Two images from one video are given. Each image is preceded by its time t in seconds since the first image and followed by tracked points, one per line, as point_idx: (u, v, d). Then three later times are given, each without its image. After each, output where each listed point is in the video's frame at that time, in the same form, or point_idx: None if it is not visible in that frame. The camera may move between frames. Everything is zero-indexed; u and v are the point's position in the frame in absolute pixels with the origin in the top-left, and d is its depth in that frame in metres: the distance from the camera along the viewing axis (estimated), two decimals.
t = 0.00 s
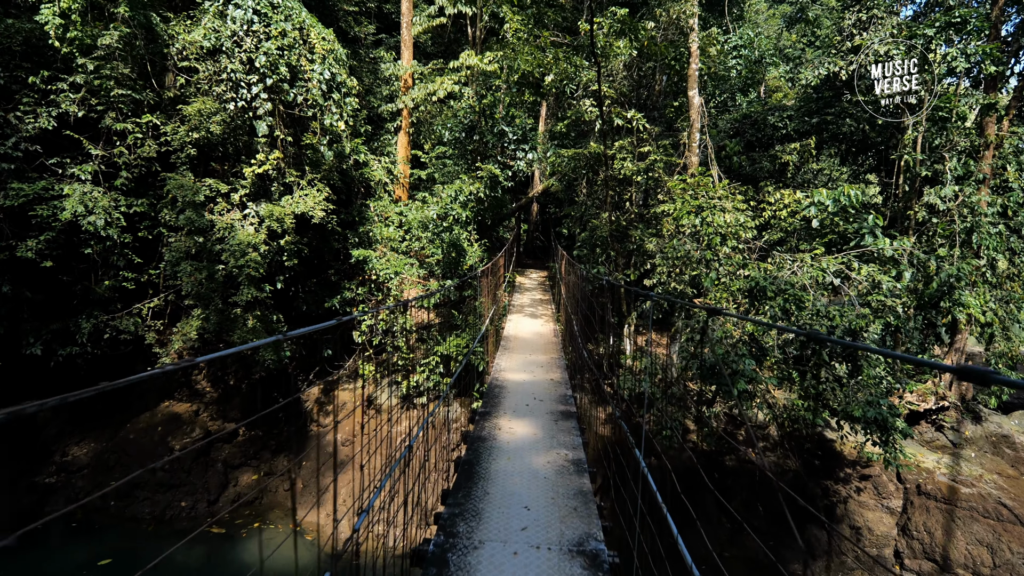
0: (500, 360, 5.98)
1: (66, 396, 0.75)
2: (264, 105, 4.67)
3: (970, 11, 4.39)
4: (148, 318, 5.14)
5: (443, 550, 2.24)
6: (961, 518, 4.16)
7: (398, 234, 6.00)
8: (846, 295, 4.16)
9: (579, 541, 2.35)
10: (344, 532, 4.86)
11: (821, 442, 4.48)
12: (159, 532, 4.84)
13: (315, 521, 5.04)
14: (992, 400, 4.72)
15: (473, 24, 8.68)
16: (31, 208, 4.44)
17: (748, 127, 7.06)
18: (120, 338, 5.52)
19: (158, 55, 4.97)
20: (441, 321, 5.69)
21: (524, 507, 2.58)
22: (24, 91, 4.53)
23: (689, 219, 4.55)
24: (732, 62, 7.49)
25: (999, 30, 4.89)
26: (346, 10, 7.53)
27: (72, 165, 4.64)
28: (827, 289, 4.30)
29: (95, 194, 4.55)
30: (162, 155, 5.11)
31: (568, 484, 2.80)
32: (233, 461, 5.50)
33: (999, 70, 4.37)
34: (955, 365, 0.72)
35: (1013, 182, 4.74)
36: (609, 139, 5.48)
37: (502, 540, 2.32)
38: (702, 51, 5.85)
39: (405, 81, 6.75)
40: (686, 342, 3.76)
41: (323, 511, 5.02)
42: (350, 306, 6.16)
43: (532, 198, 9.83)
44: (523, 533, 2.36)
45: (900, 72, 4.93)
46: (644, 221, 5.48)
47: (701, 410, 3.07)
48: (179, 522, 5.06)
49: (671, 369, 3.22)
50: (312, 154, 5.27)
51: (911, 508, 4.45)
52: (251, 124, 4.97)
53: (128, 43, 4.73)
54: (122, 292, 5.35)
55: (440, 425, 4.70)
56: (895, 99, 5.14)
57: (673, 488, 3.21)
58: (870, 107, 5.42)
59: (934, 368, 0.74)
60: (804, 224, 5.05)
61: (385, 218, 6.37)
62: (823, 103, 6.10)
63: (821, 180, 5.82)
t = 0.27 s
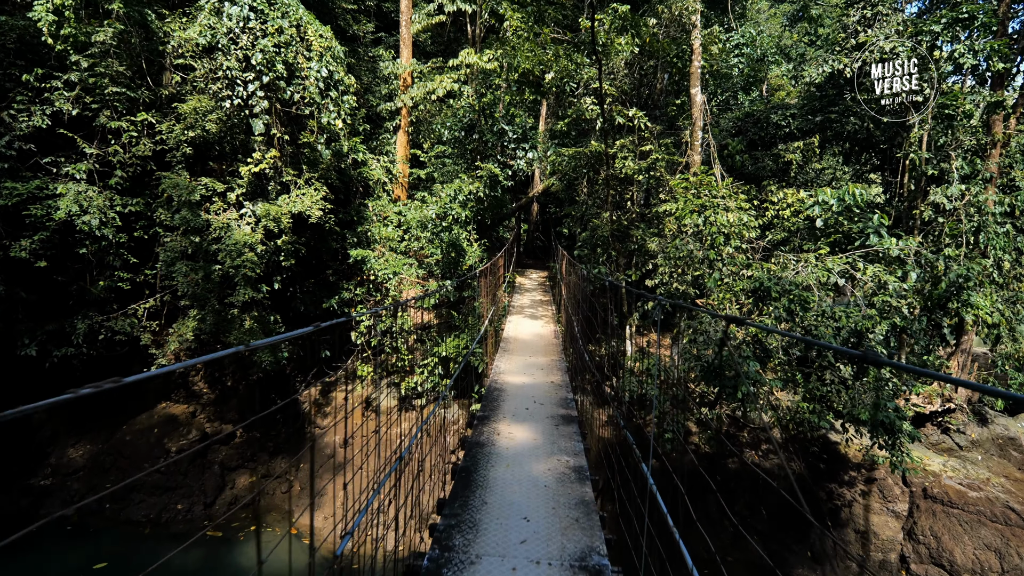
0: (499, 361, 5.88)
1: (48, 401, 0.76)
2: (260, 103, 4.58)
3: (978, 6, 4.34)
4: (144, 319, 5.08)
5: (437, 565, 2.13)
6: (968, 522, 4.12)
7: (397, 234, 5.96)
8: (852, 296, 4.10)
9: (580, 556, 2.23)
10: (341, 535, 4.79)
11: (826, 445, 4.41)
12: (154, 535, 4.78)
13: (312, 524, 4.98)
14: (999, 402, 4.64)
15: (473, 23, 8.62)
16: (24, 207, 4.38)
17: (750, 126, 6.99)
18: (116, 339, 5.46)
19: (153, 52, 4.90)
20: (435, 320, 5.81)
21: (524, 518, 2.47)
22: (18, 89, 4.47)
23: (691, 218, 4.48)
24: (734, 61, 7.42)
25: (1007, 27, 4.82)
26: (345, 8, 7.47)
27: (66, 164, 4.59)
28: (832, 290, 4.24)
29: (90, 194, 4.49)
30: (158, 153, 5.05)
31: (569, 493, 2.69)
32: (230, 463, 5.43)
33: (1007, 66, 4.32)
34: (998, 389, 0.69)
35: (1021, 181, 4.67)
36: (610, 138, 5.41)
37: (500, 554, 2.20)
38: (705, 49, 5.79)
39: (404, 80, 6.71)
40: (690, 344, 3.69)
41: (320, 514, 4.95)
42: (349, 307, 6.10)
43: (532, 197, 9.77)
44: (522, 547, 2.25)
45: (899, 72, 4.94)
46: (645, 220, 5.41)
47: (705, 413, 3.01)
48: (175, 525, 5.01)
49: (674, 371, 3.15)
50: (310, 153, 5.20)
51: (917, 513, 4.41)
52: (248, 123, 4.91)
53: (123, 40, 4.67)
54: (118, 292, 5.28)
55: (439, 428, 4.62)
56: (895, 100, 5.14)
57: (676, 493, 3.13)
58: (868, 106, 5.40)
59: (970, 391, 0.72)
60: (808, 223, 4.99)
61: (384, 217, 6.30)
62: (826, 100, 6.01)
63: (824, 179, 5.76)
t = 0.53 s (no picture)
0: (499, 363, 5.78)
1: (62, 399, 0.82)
2: (256, 100, 4.51)
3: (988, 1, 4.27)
4: (138, 319, 4.99)
5: None
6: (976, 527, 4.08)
7: (394, 234, 6.00)
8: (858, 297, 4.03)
9: (583, 574, 2.15)
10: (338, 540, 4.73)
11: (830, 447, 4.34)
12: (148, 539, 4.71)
13: (309, 528, 4.92)
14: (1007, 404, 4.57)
15: (472, 20, 8.56)
16: (16, 206, 4.31)
17: (753, 124, 6.93)
18: (110, 340, 5.38)
19: (148, 49, 4.83)
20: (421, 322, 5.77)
21: (523, 533, 2.38)
22: (9, 86, 4.39)
23: (694, 217, 4.41)
24: (736, 58, 7.36)
25: (1014, 22, 4.75)
26: (343, 5, 7.40)
27: (59, 162, 4.51)
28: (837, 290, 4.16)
29: (83, 192, 4.42)
30: (152, 152, 4.96)
31: (571, 506, 2.60)
32: (227, 466, 5.36)
33: (1015, 62, 4.32)
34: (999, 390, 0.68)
35: None
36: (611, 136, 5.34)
37: (499, 572, 2.11)
38: (707, 45, 5.72)
39: (404, 78, 6.66)
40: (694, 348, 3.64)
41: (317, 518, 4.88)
42: (347, 307, 6.03)
43: (532, 197, 9.69)
44: (522, 564, 2.16)
45: (900, 72, 4.87)
46: (647, 219, 5.34)
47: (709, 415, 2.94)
48: (169, 528, 4.94)
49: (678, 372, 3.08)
50: (307, 151, 5.13)
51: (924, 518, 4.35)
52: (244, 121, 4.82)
53: (116, 36, 4.59)
54: (113, 292, 5.21)
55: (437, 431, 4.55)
56: (894, 99, 5.09)
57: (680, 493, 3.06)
58: (868, 106, 5.32)
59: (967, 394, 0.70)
60: (812, 222, 4.92)
61: (382, 217, 6.23)
62: (830, 96, 5.83)
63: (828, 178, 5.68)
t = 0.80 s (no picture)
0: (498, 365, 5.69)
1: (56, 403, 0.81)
2: (251, 97, 4.43)
3: None
4: (133, 320, 4.91)
5: None
6: (985, 531, 3.91)
7: (393, 233, 5.80)
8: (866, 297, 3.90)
9: None
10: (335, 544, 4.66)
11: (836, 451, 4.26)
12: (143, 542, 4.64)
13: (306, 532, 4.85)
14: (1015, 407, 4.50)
15: (472, 18, 8.48)
16: (8, 205, 4.23)
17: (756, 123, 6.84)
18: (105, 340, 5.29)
19: (142, 46, 4.74)
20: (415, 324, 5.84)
21: (523, 548, 2.29)
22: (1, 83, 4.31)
23: (697, 216, 4.33)
24: (739, 56, 7.27)
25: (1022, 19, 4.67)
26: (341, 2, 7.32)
27: (51, 161, 4.42)
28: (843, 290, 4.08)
29: (76, 191, 4.34)
30: (146, 150, 4.88)
31: (573, 518, 2.51)
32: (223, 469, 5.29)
33: None
34: (1006, 386, 0.69)
35: None
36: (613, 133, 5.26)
37: None
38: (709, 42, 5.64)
39: (403, 75, 6.49)
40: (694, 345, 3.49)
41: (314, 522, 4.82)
42: (345, 308, 5.95)
43: (532, 196, 9.61)
44: None
45: (899, 72, 4.86)
46: (649, 218, 5.26)
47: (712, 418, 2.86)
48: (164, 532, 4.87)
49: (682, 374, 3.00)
50: (303, 149, 5.05)
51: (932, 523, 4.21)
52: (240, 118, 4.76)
53: (110, 33, 4.51)
54: (107, 293, 5.13)
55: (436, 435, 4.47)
56: (895, 99, 5.09)
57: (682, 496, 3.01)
58: (868, 105, 5.34)
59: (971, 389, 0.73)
60: (817, 222, 4.84)
61: (381, 216, 6.15)
62: (832, 94, 5.90)
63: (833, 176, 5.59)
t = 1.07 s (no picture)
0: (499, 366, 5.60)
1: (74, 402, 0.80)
2: (248, 95, 4.35)
3: None
4: (128, 321, 4.84)
5: None
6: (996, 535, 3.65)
7: (392, 233, 5.77)
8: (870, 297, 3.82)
9: None
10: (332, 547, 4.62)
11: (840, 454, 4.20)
12: (138, 546, 4.58)
13: (303, 535, 4.79)
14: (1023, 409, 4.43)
15: (472, 16, 8.40)
16: (0, 205, 4.15)
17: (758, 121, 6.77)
18: (101, 342, 5.22)
19: (136, 43, 4.67)
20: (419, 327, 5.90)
21: (522, 564, 2.20)
22: None
23: (700, 215, 4.25)
24: (741, 54, 7.20)
25: None
26: None
27: (44, 159, 4.35)
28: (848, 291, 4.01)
29: (69, 190, 4.27)
30: (141, 149, 4.81)
31: (574, 531, 2.42)
32: (220, 471, 5.24)
33: None
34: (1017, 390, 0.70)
35: None
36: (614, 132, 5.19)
37: None
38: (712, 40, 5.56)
39: (401, 74, 6.48)
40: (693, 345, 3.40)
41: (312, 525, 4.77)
42: (343, 309, 5.89)
43: (532, 196, 9.53)
44: None
45: (900, 71, 4.82)
46: (651, 218, 5.20)
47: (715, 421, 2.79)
48: (160, 535, 4.80)
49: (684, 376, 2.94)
50: (301, 148, 4.99)
51: (937, 528, 4.10)
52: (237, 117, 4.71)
53: (103, 30, 4.43)
54: (103, 293, 5.06)
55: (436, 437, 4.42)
56: (896, 99, 5.08)
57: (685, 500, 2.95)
58: (869, 105, 5.34)
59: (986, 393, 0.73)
60: (820, 221, 4.77)
61: (379, 216, 6.09)
62: (837, 92, 5.81)
63: (836, 175, 5.52)
